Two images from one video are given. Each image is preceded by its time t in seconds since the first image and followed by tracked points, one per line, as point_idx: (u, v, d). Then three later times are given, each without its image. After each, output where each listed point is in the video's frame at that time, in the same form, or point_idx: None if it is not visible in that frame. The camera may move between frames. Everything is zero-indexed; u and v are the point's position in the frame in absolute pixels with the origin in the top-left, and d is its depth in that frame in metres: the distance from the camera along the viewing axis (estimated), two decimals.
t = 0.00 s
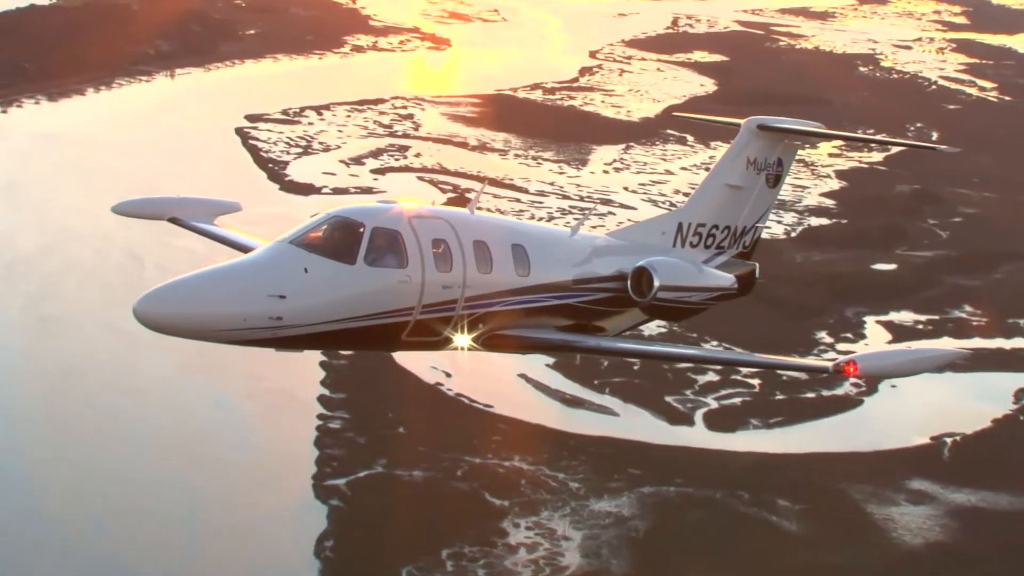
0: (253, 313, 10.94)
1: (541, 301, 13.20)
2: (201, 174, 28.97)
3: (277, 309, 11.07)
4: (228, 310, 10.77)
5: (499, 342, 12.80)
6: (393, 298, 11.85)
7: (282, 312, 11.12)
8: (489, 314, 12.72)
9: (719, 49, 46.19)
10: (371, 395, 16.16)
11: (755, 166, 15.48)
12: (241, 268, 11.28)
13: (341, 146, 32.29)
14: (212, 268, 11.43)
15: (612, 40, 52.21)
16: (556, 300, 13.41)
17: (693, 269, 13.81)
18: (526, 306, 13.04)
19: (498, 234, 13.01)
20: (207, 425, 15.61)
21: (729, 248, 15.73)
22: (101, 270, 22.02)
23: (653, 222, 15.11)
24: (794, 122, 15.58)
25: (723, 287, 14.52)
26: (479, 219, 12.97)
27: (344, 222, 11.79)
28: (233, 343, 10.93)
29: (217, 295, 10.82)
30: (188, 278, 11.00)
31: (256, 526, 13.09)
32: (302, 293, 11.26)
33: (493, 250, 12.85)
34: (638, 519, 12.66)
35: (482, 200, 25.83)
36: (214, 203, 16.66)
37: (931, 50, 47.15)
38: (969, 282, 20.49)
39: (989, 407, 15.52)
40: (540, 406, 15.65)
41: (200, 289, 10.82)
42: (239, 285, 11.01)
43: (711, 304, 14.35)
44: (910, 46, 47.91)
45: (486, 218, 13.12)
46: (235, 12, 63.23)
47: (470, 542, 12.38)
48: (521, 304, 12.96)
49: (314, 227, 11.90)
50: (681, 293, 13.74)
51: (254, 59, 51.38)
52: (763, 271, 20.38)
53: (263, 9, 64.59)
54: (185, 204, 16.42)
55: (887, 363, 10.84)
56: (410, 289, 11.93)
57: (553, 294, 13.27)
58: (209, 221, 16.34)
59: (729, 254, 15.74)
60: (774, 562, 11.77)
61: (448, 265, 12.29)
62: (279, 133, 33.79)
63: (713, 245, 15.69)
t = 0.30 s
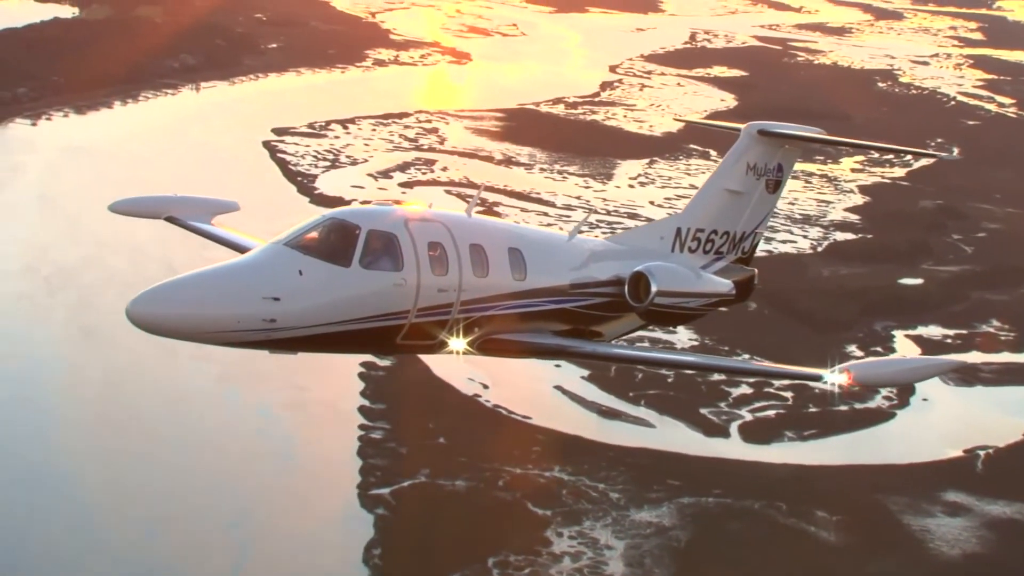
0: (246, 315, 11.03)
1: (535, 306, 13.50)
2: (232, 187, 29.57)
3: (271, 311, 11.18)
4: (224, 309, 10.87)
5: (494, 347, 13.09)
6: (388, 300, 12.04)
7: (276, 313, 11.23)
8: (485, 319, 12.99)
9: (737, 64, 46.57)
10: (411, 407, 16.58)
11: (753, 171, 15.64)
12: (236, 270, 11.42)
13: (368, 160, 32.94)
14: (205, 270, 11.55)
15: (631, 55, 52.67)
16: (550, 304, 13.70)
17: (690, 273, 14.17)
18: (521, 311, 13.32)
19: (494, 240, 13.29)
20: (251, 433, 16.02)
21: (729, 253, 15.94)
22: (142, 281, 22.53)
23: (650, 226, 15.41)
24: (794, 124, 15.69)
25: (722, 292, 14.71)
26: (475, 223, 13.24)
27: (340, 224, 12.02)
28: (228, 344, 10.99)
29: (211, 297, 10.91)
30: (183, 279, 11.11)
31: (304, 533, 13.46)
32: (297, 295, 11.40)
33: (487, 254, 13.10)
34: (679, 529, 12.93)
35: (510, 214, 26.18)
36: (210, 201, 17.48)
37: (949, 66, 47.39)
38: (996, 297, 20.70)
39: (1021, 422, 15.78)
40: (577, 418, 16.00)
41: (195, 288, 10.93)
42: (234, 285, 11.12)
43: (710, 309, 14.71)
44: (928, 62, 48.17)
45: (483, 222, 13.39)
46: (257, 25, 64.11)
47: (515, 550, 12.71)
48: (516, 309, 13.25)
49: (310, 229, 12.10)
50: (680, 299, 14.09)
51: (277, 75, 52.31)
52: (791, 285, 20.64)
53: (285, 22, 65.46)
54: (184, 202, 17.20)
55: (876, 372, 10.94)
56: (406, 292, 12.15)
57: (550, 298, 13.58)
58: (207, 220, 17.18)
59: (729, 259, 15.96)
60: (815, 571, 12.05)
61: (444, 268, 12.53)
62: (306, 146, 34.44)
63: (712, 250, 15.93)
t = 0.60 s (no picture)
0: (237, 321, 11.31)
1: (527, 314, 13.62)
2: (260, 198, 30.13)
3: (261, 317, 11.46)
4: (215, 317, 11.16)
5: (486, 354, 13.21)
6: (380, 307, 12.27)
7: (267, 319, 11.49)
8: (477, 327, 13.15)
9: (755, 77, 46.85)
10: (446, 416, 16.92)
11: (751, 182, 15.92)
12: (229, 275, 11.67)
13: (393, 171, 33.43)
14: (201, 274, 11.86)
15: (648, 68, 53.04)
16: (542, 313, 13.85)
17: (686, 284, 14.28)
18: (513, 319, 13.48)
19: (489, 247, 13.46)
20: (291, 442, 16.39)
21: (725, 263, 16.24)
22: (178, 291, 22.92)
23: (646, 236, 15.55)
24: (794, 137, 15.95)
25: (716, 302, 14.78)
26: (470, 231, 13.42)
27: (332, 231, 12.23)
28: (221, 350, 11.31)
29: (202, 303, 11.18)
30: (176, 284, 11.41)
31: (347, 542, 13.82)
32: (287, 301, 11.65)
33: (480, 262, 13.26)
34: (717, 538, 13.19)
35: (536, 226, 26.60)
36: (203, 206, 17.85)
37: (966, 81, 47.60)
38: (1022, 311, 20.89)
39: None
40: (611, 429, 16.29)
41: (188, 295, 11.24)
42: (225, 292, 11.39)
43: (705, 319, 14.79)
44: (945, 76, 48.36)
45: (479, 230, 13.57)
46: (276, 37, 64.77)
47: (556, 558, 13.03)
48: (508, 317, 13.40)
49: (303, 233, 12.32)
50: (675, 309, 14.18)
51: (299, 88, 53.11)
52: (818, 299, 20.90)
53: (304, 35, 66.12)
54: (179, 204, 17.57)
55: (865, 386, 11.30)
56: (398, 299, 12.37)
57: (544, 307, 13.71)
58: (202, 222, 17.56)
59: (725, 270, 16.26)
60: None
61: (435, 276, 12.72)
62: (331, 158, 34.93)
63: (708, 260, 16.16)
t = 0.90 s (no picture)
0: (227, 327, 11.67)
1: (518, 323, 14.03)
2: (287, 208, 30.66)
3: (251, 324, 11.83)
4: (206, 322, 11.54)
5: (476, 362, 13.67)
6: (371, 314, 12.69)
7: (256, 326, 11.87)
8: (467, 337, 13.59)
9: (773, 88, 47.13)
10: (481, 424, 17.21)
11: (748, 191, 16.16)
12: (221, 281, 12.06)
13: (416, 181, 33.81)
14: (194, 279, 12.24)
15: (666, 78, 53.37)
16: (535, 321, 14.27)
17: (682, 294, 14.67)
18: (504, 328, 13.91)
19: (483, 256, 13.88)
20: (328, 449, 16.73)
21: (723, 272, 16.49)
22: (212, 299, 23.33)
23: (642, 244, 15.94)
24: (792, 146, 16.17)
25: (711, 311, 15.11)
26: (464, 240, 13.85)
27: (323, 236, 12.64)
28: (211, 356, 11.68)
29: (191, 309, 11.54)
30: (168, 289, 11.81)
31: (389, 548, 14.15)
32: (276, 307, 12.02)
33: (472, 271, 13.71)
34: (754, 547, 13.41)
35: (561, 237, 27.11)
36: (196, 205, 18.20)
37: (984, 92, 47.70)
38: None
39: None
40: (645, 439, 16.52)
41: (181, 301, 11.61)
42: (216, 298, 11.78)
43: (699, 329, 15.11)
44: (963, 87, 48.46)
45: (474, 238, 14.00)
46: (295, 46, 65.39)
47: (596, 565, 13.30)
48: (498, 325, 13.83)
49: (296, 240, 12.72)
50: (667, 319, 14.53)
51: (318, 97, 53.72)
52: (845, 310, 21.10)
53: (321, 43, 66.74)
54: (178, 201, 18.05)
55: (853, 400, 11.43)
56: (389, 306, 12.80)
57: (536, 316, 14.17)
58: (196, 223, 17.92)
59: (722, 278, 16.47)
60: None
61: (427, 284, 13.14)
62: (354, 167, 35.31)
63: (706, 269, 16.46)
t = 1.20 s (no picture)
0: (215, 331, 11.54)
1: (510, 330, 14.09)
2: (311, 217, 31.10)
3: (240, 328, 11.70)
4: (195, 327, 11.39)
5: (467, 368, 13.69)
6: (362, 321, 12.65)
7: (245, 331, 11.74)
8: (459, 343, 13.63)
9: (789, 97, 47.41)
10: (513, 432, 17.54)
11: (745, 198, 16.26)
12: (208, 286, 11.92)
13: (438, 190, 34.11)
14: (182, 283, 12.09)
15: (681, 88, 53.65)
16: (525, 328, 14.35)
17: (679, 301, 14.84)
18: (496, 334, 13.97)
19: (475, 261, 13.95)
20: (364, 455, 17.02)
21: (718, 279, 16.63)
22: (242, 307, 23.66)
23: (638, 250, 16.04)
24: (791, 152, 16.19)
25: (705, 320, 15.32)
26: (455, 246, 13.87)
27: (314, 241, 12.59)
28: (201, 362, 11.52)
29: (176, 314, 11.39)
30: (156, 294, 11.64)
31: (430, 554, 14.43)
32: (266, 313, 11.92)
33: (462, 277, 13.69)
34: (790, 554, 13.65)
35: (585, 246, 27.51)
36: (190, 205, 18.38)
37: (1001, 102, 47.82)
38: None
39: None
40: (676, 447, 16.75)
41: (169, 307, 11.46)
42: (205, 303, 11.64)
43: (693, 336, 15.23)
44: (980, 98, 48.60)
45: (466, 244, 14.06)
46: (310, 54, 65.88)
47: (634, 572, 13.54)
48: (489, 331, 13.87)
49: (286, 244, 12.66)
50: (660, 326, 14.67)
51: (336, 106, 54.27)
52: (871, 320, 21.32)
53: (336, 51, 67.21)
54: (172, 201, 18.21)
55: (843, 416, 11.14)
56: (381, 312, 12.76)
57: (528, 322, 14.28)
58: (191, 223, 18.09)
59: (717, 285, 16.63)
60: None
61: (418, 289, 13.14)
62: (375, 176, 35.66)
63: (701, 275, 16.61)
